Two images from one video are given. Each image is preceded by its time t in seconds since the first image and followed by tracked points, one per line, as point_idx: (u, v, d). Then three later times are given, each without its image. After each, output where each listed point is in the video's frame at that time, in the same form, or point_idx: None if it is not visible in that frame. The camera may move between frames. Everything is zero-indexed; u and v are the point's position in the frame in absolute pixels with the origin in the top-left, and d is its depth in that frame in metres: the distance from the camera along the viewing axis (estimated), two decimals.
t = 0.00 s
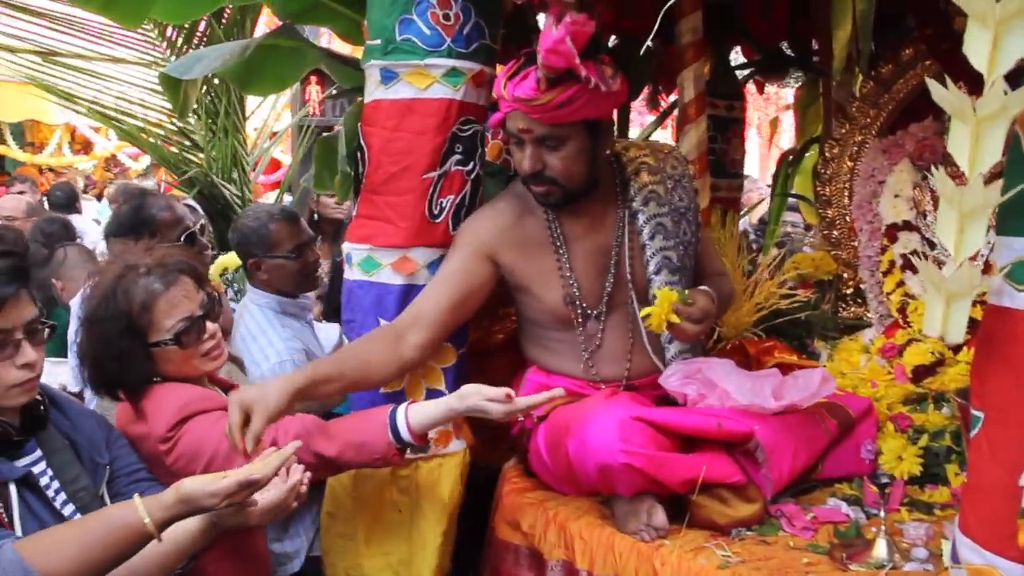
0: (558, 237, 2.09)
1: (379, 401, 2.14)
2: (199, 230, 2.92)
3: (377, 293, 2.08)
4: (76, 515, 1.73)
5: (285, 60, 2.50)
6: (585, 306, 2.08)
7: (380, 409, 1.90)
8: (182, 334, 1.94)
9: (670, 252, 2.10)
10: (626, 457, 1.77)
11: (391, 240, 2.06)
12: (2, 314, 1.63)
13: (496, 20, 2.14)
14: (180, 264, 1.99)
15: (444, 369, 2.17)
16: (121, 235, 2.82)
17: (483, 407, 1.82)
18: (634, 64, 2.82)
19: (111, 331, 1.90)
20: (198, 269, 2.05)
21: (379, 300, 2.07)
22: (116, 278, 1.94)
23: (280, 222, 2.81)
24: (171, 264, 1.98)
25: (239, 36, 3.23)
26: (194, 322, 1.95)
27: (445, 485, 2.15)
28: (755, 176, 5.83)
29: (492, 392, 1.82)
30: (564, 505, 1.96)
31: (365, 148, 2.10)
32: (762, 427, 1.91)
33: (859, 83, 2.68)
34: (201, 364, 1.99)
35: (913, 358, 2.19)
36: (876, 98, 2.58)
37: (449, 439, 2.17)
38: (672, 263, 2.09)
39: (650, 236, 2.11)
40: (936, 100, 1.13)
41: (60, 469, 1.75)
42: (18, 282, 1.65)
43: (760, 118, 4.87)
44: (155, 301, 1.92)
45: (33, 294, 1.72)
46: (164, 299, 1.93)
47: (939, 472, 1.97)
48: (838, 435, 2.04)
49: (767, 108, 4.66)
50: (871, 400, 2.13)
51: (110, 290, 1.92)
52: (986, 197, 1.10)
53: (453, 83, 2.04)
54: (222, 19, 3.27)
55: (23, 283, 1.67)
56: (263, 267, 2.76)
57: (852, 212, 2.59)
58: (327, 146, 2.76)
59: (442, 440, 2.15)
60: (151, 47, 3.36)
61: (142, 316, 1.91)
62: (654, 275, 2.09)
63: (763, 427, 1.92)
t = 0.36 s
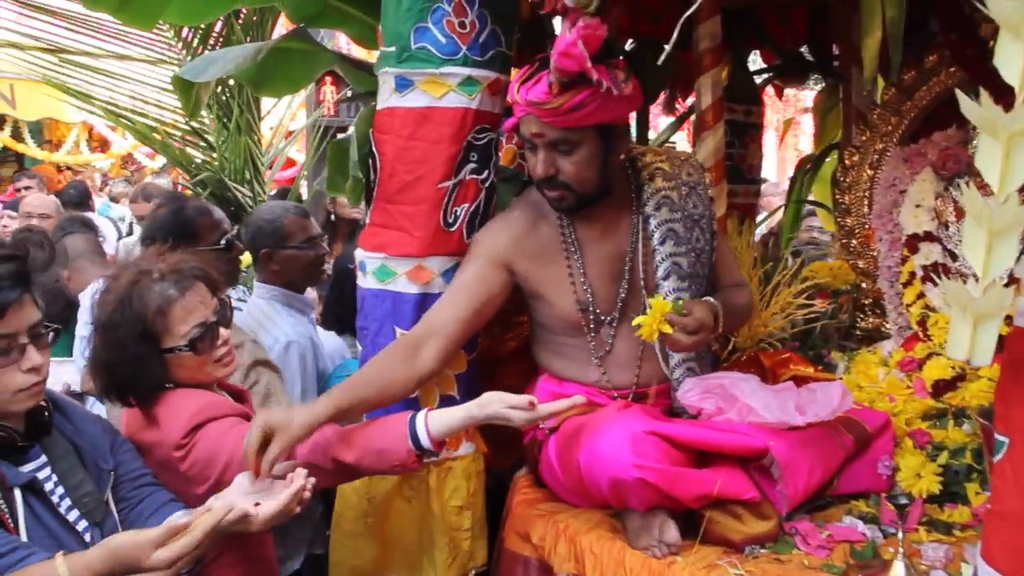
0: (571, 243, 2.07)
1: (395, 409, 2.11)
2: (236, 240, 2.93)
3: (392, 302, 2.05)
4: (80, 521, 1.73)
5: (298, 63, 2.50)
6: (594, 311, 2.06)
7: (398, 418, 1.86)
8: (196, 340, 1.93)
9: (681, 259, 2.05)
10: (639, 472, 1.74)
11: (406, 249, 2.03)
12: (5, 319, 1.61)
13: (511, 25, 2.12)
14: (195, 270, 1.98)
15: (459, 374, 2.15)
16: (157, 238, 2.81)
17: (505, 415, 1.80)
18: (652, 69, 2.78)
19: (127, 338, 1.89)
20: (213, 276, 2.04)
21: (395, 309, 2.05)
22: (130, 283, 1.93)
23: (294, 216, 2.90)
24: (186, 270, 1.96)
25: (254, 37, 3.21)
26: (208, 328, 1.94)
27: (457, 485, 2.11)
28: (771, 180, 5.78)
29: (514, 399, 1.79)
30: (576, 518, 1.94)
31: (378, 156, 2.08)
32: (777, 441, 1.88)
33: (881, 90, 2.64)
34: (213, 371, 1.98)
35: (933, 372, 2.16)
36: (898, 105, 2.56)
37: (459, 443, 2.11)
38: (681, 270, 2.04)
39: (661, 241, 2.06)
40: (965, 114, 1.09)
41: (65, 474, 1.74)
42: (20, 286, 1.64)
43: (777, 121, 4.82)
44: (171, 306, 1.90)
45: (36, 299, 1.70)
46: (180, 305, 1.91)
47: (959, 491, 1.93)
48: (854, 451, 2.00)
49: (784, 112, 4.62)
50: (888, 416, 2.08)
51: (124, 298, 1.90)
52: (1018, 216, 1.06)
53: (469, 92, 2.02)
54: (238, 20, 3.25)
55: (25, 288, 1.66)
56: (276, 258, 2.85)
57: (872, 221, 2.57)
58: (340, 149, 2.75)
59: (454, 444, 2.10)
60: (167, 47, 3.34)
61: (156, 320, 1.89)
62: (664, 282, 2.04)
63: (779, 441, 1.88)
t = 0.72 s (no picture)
0: (585, 248, 2.04)
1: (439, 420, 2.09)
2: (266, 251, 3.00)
3: (427, 315, 2.05)
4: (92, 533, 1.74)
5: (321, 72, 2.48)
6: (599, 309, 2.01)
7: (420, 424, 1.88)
8: (225, 349, 1.92)
9: (663, 255, 2.00)
10: (663, 484, 1.71)
11: (440, 260, 2.03)
12: (11, 336, 1.64)
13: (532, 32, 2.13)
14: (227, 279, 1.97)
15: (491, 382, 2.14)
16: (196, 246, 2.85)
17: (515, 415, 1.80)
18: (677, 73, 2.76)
19: (158, 344, 1.89)
20: (245, 285, 2.03)
21: (432, 321, 2.05)
22: (164, 289, 1.93)
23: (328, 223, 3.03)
24: (219, 279, 1.95)
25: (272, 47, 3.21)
26: (237, 338, 1.93)
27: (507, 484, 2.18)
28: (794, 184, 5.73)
29: (518, 398, 1.80)
30: (599, 530, 1.91)
31: (405, 167, 2.04)
32: (800, 453, 1.84)
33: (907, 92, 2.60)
34: (240, 380, 1.97)
35: (963, 382, 2.10)
36: (923, 109, 2.54)
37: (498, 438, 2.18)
38: (660, 267, 1.99)
39: (647, 235, 2.02)
40: (994, 120, 1.06)
41: (79, 485, 1.76)
42: (28, 302, 1.66)
43: (800, 125, 4.78)
44: (202, 314, 1.90)
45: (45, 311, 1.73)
46: (211, 312, 1.91)
47: (993, 504, 1.87)
48: (882, 462, 1.96)
49: (808, 116, 4.58)
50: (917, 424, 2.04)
51: (158, 302, 1.91)
52: None
53: (498, 104, 2.03)
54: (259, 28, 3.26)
55: (34, 302, 1.68)
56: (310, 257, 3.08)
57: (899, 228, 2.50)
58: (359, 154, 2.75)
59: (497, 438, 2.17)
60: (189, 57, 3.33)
61: (186, 328, 1.89)
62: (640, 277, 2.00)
63: (802, 453, 1.85)
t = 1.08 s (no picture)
0: (604, 254, 2.02)
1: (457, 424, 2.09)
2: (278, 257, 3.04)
3: (447, 317, 2.05)
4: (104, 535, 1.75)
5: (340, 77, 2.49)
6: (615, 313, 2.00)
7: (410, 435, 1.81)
8: (240, 351, 1.92)
9: (677, 260, 1.96)
10: (684, 495, 1.69)
11: (461, 264, 2.02)
12: (28, 338, 1.67)
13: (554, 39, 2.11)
14: (245, 282, 1.98)
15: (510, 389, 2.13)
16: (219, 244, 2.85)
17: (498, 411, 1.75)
18: (695, 80, 2.75)
19: (175, 342, 1.88)
20: (262, 288, 2.04)
21: (449, 324, 2.05)
22: (181, 290, 1.93)
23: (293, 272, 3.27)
24: (237, 282, 1.97)
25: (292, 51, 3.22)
26: (252, 340, 1.93)
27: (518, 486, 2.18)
28: (814, 193, 5.70)
29: (500, 394, 1.74)
30: (619, 540, 1.88)
31: (427, 171, 2.03)
32: (824, 463, 1.80)
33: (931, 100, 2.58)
34: (254, 384, 1.97)
35: (991, 395, 2.10)
36: (949, 118, 2.49)
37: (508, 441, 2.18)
38: (672, 271, 1.95)
39: (663, 239, 1.98)
40: None
41: (94, 487, 1.78)
42: (42, 304, 1.70)
43: (820, 134, 4.76)
44: (219, 315, 1.90)
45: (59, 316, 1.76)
46: (228, 314, 1.92)
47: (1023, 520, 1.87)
48: (907, 474, 1.92)
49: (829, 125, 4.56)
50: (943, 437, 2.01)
51: (176, 303, 1.91)
52: None
53: (520, 110, 2.01)
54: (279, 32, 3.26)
55: (47, 305, 1.72)
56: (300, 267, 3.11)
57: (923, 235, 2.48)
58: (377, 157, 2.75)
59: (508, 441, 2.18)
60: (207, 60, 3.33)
61: (202, 328, 1.90)
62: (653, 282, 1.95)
63: (825, 463, 1.80)
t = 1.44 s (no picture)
0: (627, 261, 1.98)
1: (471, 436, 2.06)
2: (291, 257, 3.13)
3: (461, 327, 2.03)
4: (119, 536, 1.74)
5: (354, 82, 2.49)
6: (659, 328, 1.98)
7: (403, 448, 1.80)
8: (243, 353, 1.93)
9: (733, 276, 1.96)
10: (697, 499, 1.67)
11: (475, 273, 2.00)
12: (48, 341, 1.69)
13: (572, 45, 2.12)
14: (249, 285, 1.99)
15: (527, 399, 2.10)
16: (226, 248, 3.00)
17: (491, 422, 1.77)
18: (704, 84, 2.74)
19: (179, 344, 1.89)
20: (266, 290, 2.06)
21: (465, 334, 2.03)
22: (188, 292, 1.95)
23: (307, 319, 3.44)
24: (242, 284, 1.98)
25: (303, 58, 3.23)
26: (256, 342, 1.94)
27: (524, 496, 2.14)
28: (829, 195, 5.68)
29: (496, 404, 1.76)
30: (634, 546, 1.87)
31: (443, 178, 2.03)
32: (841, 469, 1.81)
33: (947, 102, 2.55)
34: (259, 387, 1.97)
35: (1010, 400, 2.07)
36: (968, 120, 2.45)
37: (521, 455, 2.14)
38: (731, 287, 1.96)
39: (713, 257, 1.98)
40: None
41: (108, 488, 1.77)
42: (67, 308, 1.72)
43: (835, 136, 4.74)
44: (223, 318, 1.92)
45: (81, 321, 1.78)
46: (231, 316, 1.93)
47: None
48: (925, 480, 1.91)
49: (844, 127, 4.54)
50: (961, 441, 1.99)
51: (180, 306, 1.93)
52: None
53: (537, 114, 2.00)
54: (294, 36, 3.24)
55: (72, 310, 1.74)
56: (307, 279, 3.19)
57: (940, 239, 2.47)
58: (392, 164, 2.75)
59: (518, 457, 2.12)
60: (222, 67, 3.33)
61: (208, 330, 1.91)
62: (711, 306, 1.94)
63: (842, 469, 1.81)
